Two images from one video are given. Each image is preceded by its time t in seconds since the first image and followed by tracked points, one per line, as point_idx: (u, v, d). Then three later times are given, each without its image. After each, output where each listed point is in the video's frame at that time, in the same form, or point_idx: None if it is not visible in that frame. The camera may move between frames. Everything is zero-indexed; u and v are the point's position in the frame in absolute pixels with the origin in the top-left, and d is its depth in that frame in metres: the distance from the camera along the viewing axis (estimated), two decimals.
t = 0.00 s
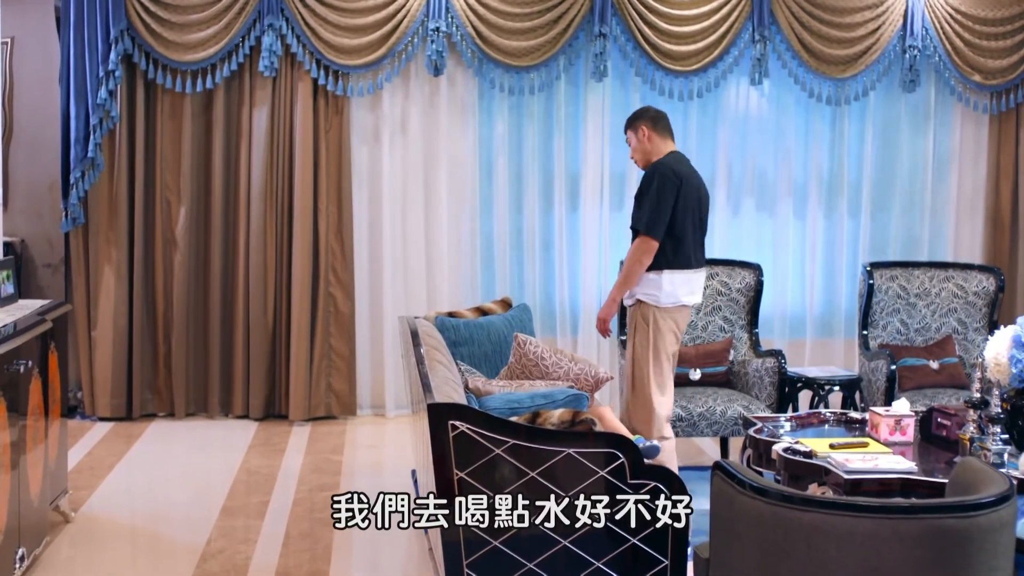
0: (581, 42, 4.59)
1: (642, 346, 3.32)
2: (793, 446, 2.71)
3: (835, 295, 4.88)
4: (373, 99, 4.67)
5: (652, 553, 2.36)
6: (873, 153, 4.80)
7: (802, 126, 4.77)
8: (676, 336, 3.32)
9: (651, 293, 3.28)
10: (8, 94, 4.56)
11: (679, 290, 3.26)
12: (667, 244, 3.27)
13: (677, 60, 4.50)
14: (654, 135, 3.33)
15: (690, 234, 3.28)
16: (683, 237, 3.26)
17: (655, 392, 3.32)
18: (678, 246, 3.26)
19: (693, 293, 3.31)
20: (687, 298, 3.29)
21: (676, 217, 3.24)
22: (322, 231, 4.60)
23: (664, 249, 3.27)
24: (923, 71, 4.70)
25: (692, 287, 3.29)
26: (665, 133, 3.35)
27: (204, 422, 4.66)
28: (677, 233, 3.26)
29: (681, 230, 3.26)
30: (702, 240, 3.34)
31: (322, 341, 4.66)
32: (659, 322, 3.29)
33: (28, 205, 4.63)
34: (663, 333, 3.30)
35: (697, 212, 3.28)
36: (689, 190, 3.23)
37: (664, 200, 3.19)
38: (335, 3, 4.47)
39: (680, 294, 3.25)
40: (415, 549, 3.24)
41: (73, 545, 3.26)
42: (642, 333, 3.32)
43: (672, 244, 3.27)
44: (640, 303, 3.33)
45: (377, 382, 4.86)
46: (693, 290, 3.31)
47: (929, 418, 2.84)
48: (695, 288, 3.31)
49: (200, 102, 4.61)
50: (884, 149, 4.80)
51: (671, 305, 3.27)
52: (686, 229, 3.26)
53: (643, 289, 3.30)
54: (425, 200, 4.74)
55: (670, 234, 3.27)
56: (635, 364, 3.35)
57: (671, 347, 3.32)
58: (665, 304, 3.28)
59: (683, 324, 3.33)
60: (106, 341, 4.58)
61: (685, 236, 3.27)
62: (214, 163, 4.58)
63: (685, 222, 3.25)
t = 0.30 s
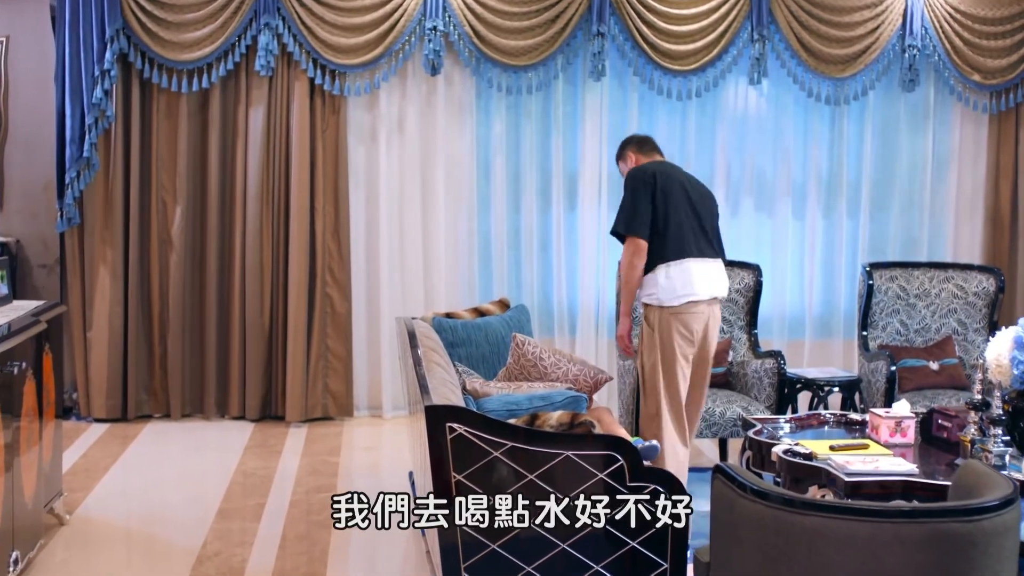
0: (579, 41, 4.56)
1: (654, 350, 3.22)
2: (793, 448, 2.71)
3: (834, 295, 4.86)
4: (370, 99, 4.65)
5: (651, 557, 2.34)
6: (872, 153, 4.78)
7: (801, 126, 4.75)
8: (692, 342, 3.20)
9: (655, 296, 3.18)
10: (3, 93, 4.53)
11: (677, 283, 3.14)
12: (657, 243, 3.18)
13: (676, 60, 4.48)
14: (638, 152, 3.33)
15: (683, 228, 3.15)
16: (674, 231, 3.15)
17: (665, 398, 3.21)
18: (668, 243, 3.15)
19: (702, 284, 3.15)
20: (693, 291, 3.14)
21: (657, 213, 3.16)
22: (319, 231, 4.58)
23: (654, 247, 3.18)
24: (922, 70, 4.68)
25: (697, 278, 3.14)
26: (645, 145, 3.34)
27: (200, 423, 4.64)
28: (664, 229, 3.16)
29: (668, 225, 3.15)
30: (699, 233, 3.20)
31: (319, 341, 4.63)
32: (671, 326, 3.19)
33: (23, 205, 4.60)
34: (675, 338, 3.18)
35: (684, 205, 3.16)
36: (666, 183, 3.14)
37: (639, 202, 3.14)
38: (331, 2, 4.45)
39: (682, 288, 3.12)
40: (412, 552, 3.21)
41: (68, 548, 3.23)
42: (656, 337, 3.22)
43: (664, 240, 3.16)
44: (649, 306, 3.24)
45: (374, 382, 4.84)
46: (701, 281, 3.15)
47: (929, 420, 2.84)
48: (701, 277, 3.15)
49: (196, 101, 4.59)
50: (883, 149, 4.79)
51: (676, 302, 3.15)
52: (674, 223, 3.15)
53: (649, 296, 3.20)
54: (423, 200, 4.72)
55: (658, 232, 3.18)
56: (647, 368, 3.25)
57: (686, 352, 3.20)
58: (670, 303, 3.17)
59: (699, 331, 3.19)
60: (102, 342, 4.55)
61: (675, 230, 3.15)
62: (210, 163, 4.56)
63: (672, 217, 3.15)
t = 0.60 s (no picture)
0: (576, 41, 4.54)
1: (657, 357, 3.15)
2: (792, 450, 2.70)
3: (832, 295, 4.84)
4: (366, 99, 4.62)
5: (650, 561, 2.31)
6: (869, 153, 4.77)
7: (799, 126, 4.74)
8: (695, 349, 3.10)
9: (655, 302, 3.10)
10: None
11: (675, 285, 3.06)
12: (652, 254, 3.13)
13: (673, 59, 4.46)
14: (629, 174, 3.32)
15: (677, 236, 3.09)
16: (668, 239, 3.10)
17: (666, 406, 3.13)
18: (662, 251, 3.10)
19: (702, 286, 3.07)
20: (692, 292, 3.06)
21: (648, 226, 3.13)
22: (314, 231, 4.55)
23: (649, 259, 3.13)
24: (920, 69, 4.66)
25: (694, 279, 3.07)
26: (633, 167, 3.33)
27: (195, 424, 4.61)
28: (656, 239, 3.12)
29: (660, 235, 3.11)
30: (696, 238, 3.13)
31: (314, 343, 4.60)
32: (674, 333, 3.10)
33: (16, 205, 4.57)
34: (679, 345, 3.10)
35: (675, 212, 3.10)
36: (654, 194, 3.12)
37: (629, 217, 3.12)
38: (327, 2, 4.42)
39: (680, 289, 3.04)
40: (408, 555, 3.19)
41: (61, 551, 3.20)
42: (660, 344, 3.14)
43: (659, 249, 3.11)
44: (651, 313, 3.16)
45: (369, 383, 4.81)
46: (700, 282, 3.07)
47: (930, 421, 2.84)
48: (699, 279, 3.08)
49: (191, 101, 4.56)
50: (880, 149, 4.78)
51: (676, 304, 3.07)
52: (667, 233, 3.10)
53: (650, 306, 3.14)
54: (419, 199, 4.70)
55: (652, 244, 3.13)
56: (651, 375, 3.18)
57: (690, 359, 3.11)
58: (671, 307, 3.09)
59: (703, 338, 3.10)
60: (95, 343, 4.52)
61: (668, 239, 3.10)
62: (205, 163, 4.53)
63: (663, 226, 3.10)
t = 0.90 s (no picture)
0: (572, 40, 4.52)
1: (656, 359, 3.12)
2: (791, 453, 2.68)
3: (829, 296, 4.83)
4: (362, 98, 4.60)
5: (648, 565, 2.29)
6: (867, 153, 4.75)
7: (797, 126, 4.72)
8: (694, 351, 3.07)
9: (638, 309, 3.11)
10: None
11: (676, 287, 3.02)
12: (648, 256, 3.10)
13: (670, 58, 4.44)
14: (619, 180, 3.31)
15: (672, 237, 3.07)
16: (663, 241, 3.07)
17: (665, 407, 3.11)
18: (657, 254, 3.07)
19: (701, 287, 3.04)
20: (692, 293, 3.02)
21: (641, 229, 3.10)
22: (309, 232, 4.52)
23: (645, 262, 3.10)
24: (919, 69, 4.65)
25: (694, 281, 3.03)
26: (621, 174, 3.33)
27: (189, 426, 4.58)
28: (651, 241, 3.09)
29: (654, 237, 3.08)
30: (692, 241, 3.11)
31: (309, 343, 4.57)
32: (673, 335, 3.07)
33: (9, 205, 4.54)
34: (678, 347, 3.06)
35: (669, 214, 3.08)
36: (646, 199, 3.09)
37: (619, 225, 3.11)
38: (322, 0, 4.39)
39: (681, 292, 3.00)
40: (405, 557, 3.17)
41: (54, 554, 3.17)
42: (659, 345, 3.10)
43: (655, 250, 3.08)
44: (651, 316, 3.12)
45: (365, 384, 4.79)
46: (700, 284, 3.04)
47: (929, 423, 2.83)
48: (698, 279, 3.04)
49: (185, 100, 4.52)
50: (878, 149, 4.76)
51: (678, 306, 3.02)
52: (662, 234, 3.07)
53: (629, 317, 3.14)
54: (414, 199, 4.67)
55: (647, 246, 3.10)
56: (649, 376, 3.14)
57: (688, 362, 3.08)
58: (672, 309, 3.04)
59: (703, 341, 3.07)
60: (89, 344, 4.48)
61: (664, 241, 3.07)
62: (199, 163, 4.49)
63: (658, 229, 3.08)
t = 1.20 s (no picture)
0: (568, 40, 4.51)
1: (651, 362, 3.04)
2: (790, 454, 2.66)
3: (825, 297, 4.81)
4: (356, 97, 4.57)
5: (646, 568, 2.27)
6: (865, 153, 4.74)
7: (794, 126, 4.71)
8: (687, 355, 3.02)
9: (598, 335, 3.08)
10: None
11: (665, 288, 2.97)
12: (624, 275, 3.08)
13: (666, 58, 4.43)
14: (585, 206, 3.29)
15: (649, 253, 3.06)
16: (639, 258, 3.06)
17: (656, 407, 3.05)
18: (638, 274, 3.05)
19: (690, 285, 2.98)
20: (683, 292, 2.96)
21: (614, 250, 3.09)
22: (304, 232, 4.49)
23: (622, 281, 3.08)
24: (916, 68, 4.64)
25: (682, 278, 2.98)
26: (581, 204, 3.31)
27: (183, 427, 4.55)
28: (626, 260, 3.07)
29: (631, 254, 3.07)
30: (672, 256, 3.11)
31: (304, 344, 4.55)
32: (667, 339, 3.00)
33: (2, 205, 4.50)
34: (672, 350, 2.99)
35: (642, 231, 3.09)
36: (613, 225, 3.08)
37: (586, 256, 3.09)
38: None
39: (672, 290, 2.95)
40: (400, 560, 3.15)
41: (47, 557, 3.14)
42: (652, 348, 3.03)
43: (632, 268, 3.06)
44: (645, 323, 3.03)
45: (359, 385, 4.76)
46: (688, 282, 2.98)
47: (927, 425, 2.80)
48: (685, 278, 2.99)
49: (179, 99, 4.49)
50: (875, 149, 4.75)
51: (671, 306, 2.96)
52: (638, 252, 3.06)
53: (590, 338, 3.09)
54: (409, 199, 4.65)
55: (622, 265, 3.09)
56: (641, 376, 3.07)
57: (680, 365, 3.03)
58: (666, 310, 2.97)
59: (698, 343, 3.02)
60: (82, 345, 4.45)
61: (640, 258, 3.06)
62: (193, 162, 4.46)
63: (635, 250, 3.07)
